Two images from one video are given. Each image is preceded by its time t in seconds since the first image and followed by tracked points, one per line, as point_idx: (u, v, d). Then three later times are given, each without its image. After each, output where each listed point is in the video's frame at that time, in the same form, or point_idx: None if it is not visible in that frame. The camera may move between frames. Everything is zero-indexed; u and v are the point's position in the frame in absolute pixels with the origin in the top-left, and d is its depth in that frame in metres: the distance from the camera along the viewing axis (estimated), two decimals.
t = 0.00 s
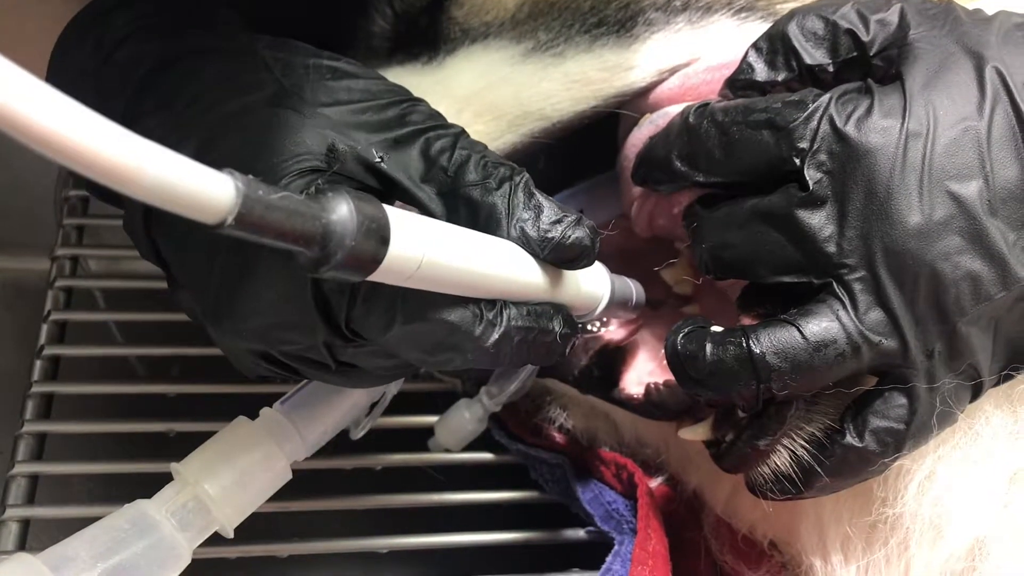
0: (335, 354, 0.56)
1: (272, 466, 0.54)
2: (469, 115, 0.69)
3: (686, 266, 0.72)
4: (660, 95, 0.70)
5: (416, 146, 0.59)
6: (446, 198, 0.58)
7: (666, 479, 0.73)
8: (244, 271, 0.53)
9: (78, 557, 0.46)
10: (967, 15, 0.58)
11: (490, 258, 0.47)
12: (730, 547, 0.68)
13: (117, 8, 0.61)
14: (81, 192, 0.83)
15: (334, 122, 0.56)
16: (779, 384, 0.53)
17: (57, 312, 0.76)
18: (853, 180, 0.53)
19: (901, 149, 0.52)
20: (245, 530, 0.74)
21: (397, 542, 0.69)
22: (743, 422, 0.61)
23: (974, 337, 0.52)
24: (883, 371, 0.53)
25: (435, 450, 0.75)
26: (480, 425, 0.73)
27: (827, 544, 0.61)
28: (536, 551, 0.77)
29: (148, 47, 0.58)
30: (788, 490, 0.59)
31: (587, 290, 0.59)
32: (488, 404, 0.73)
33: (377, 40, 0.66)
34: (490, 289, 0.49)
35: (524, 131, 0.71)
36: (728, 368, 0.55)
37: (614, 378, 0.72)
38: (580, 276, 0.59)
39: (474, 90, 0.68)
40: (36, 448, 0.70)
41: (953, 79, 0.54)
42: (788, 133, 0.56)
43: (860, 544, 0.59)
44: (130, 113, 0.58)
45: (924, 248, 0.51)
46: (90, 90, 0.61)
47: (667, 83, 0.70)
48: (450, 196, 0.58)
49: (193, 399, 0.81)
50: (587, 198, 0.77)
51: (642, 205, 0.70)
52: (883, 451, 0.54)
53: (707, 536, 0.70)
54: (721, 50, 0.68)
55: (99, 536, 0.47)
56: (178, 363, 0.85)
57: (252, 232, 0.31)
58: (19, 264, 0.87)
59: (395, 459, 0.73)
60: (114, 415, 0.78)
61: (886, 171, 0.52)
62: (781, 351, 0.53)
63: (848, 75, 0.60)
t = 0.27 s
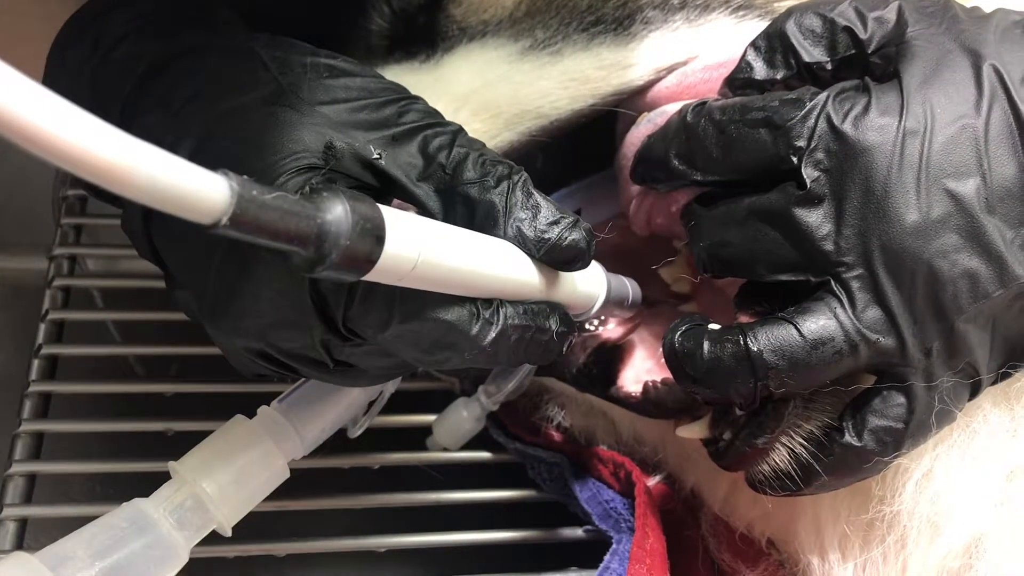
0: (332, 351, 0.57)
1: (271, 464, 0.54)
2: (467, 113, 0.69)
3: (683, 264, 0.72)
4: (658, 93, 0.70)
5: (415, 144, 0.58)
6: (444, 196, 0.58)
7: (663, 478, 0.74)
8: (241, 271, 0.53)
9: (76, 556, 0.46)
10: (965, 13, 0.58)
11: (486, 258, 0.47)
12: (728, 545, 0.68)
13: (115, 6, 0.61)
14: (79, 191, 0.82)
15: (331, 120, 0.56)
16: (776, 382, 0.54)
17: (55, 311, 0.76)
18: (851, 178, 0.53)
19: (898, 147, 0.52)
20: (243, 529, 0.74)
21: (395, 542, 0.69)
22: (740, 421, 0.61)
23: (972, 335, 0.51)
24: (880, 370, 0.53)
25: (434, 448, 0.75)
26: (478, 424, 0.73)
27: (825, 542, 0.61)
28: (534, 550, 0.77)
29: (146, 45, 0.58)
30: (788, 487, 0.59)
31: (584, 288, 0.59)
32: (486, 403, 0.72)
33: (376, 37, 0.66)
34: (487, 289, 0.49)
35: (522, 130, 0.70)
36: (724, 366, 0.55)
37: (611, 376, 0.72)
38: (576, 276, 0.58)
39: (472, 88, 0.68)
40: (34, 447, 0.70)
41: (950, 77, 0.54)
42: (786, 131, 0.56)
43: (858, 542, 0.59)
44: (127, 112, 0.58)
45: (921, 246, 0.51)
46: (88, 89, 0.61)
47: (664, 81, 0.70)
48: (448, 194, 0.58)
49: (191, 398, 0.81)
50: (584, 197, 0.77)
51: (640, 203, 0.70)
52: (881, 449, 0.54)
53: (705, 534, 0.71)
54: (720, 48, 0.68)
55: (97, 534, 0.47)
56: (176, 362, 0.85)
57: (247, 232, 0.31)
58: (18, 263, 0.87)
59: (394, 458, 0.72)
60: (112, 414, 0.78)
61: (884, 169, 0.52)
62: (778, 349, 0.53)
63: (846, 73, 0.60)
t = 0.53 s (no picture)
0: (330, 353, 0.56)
1: (269, 465, 0.54)
2: (463, 114, 0.68)
3: (682, 265, 0.72)
4: (655, 94, 0.70)
5: (410, 144, 0.58)
6: (440, 196, 0.58)
7: (662, 478, 0.73)
8: (237, 273, 0.53)
9: (74, 557, 0.46)
10: (961, 14, 0.59)
11: (481, 259, 0.47)
12: (726, 545, 0.68)
13: (113, 8, 0.61)
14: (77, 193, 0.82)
15: (327, 123, 0.56)
16: (774, 382, 0.54)
17: (53, 313, 0.76)
18: (847, 178, 0.53)
19: (895, 147, 0.52)
20: (242, 530, 0.74)
21: (393, 542, 0.69)
22: (738, 421, 0.61)
23: (969, 334, 0.52)
24: (877, 370, 0.53)
25: (432, 449, 0.75)
26: (476, 424, 0.72)
27: (824, 542, 0.61)
28: (532, 551, 0.77)
29: (143, 47, 0.59)
30: (786, 487, 0.59)
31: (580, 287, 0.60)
32: (484, 403, 0.72)
33: (373, 39, 0.66)
34: (481, 289, 0.49)
35: (519, 131, 0.71)
36: (722, 366, 0.55)
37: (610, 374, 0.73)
38: (573, 275, 0.59)
39: (469, 90, 0.67)
40: (32, 449, 0.70)
41: (947, 78, 0.54)
42: (783, 131, 0.56)
43: (856, 543, 0.60)
44: (124, 113, 0.58)
45: (918, 246, 0.51)
46: (85, 90, 0.61)
47: (661, 82, 0.70)
48: (443, 194, 0.58)
49: (190, 399, 0.81)
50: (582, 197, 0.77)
51: (637, 203, 0.71)
52: (879, 449, 0.54)
53: (704, 534, 0.71)
54: (716, 49, 0.68)
55: (95, 535, 0.47)
56: (175, 364, 0.85)
57: (241, 241, 0.31)
58: (16, 264, 0.87)
59: (392, 459, 0.72)
60: (110, 415, 0.78)
61: (880, 169, 0.52)
62: (775, 350, 0.53)
63: (843, 73, 0.60)
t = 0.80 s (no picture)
0: (324, 358, 0.56)
1: (265, 469, 0.54)
2: (460, 118, 0.68)
3: (678, 268, 0.71)
4: (651, 96, 0.70)
5: (406, 149, 0.58)
6: (435, 202, 0.58)
7: (659, 481, 0.74)
8: (231, 279, 0.53)
9: (70, 562, 0.46)
10: (957, 16, 0.59)
11: (474, 265, 0.47)
12: (723, 549, 0.68)
13: (108, 11, 0.61)
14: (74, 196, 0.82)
15: (323, 128, 0.56)
16: (771, 385, 0.54)
17: (50, 316, 0.76)
18: (843, 180, 0.53)
19: (891, 150, 0.52)
20: (238, 534, 0.73)
21: (390, 546, 0.69)
22: (735, 424, 0.61)
23: (966, 337, 0.51)
24: (874, 372, 0.53)
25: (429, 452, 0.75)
26: (474, 427, 0.72)
27: (821, 545, 0.61)
28: (529, 554, 0.77)
29: (139, 50, 0.58)
30: (782, 490, 0.59)
31: (578, 294, 0.60)
32: (481, 407, 0.72)
33: (370, 42, 0.66)
34: (475, 296, 0.49)
35: (516, 134, 0.71)
36: (719, 369, 0.55)
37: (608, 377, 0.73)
38: (571, 283, 0.59)
39: (466, 93, 0.67)
40: (28, 452, 0.70)
41: (943, 80, 0.54)
42: (779, 134, 0.56)
43: (853, 546, 0.59)
44: (120, 116, 0.58)
45: (914, 248, 0.51)
46: (81, 94, 0.60)
47: (657, 84, 0.70)
48: (438, 200, 0.58)
49: (187, 403, 0.81)
50: (579, 200, 0.77)
51: (634, 206, 0.71)
52: (876, 452, 0.54)
53: (701, 537, 0.71)
54: (713, 52, 0.68)
55: (91, 539, 0.47)
56: (172, 367, 0.85)
57: (231, 244, 0.31)
58: (14, 267, 0.87)
59: (389, 461, 0.72)
60: (107, 419, 0.78)
61: (876, 171, 0.52)
62: (772, 352, 0.53)
63: (840, 76, 0.60)
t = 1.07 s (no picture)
0: (323, 360, 0.56)
1: (263, 469, 0.53)
2: (458, 118, 0.68)
3: (677, 267, 0.71)
4: (649, 96, 0.70)
5: (404, 149, 0.58)
6: (433, 202, 0.58)
7: (657, 481, 0.74)
8: (230, 281, 0.53)
9: (69, 562, 0.46)
10: (955, 16, 0.59)
11: (472, 264, 0.47)
12: (722, 549, 0.68)
13: (106, 12, 0.61)
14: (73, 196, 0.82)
15: (321, 129, 0.56)
16: (771, 384, 0.54)
17: (48, 317, 0.76)
18: (842, 180, 0.53)
19: (890, 149, 0.52)
20: (237, 535, 0.73)
21: (389, 546, 0.69)
22: (734, 424, 0.61)
23: (965, 335, 0.52)
24: (873, 371, 0.53)
25: (428, 453, 0.75)
26: (473, 427, 0.72)
27: (819, 544, 0.61)
28: (528, 554, 0.77)
29: (137, 51, 0.58)
30: (782, 489, 0.59)
31: (575, 294, 0.60)
32: (480, 407, 0.72)
33: (369, 43, 0.65)
34: (473, 296, 0.49)
35: (514, 134, 0.71)
36: (719, 369, 0.55)
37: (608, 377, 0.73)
38: (568, 282, 0.59)
39: (465, 93, 0.67)
40: (27, 453, 0.70)
41: (941, 79, 0.54)
42: (778, 134, 0.56)
43: (852, 545, 0.60)
44: (118, 117, 0.57)
45: (914, 247, 0.51)
46: (79, 95, 0.60)
47: (655, 84, 0.70)
48: (436, 200, 0.58)
49: (186, 404, 0.81)
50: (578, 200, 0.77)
51: (633, 206, 0.71)
52: (876, 451, 0.54)
53: (699, 536, 0.71)
54: (711, 52, 0.68)
55: (90, 540, 0.47)
56: (171, 368, 0.84)
57: (226, 244, 0.31)
58: (11, 268, 0.86)
59: (388, 462, 0.72)
60: (105, 420, 0.78)
61: (875, 170, 0.52)
62: (772, 352, 0.53)
63: (838, 75, 0.60)
